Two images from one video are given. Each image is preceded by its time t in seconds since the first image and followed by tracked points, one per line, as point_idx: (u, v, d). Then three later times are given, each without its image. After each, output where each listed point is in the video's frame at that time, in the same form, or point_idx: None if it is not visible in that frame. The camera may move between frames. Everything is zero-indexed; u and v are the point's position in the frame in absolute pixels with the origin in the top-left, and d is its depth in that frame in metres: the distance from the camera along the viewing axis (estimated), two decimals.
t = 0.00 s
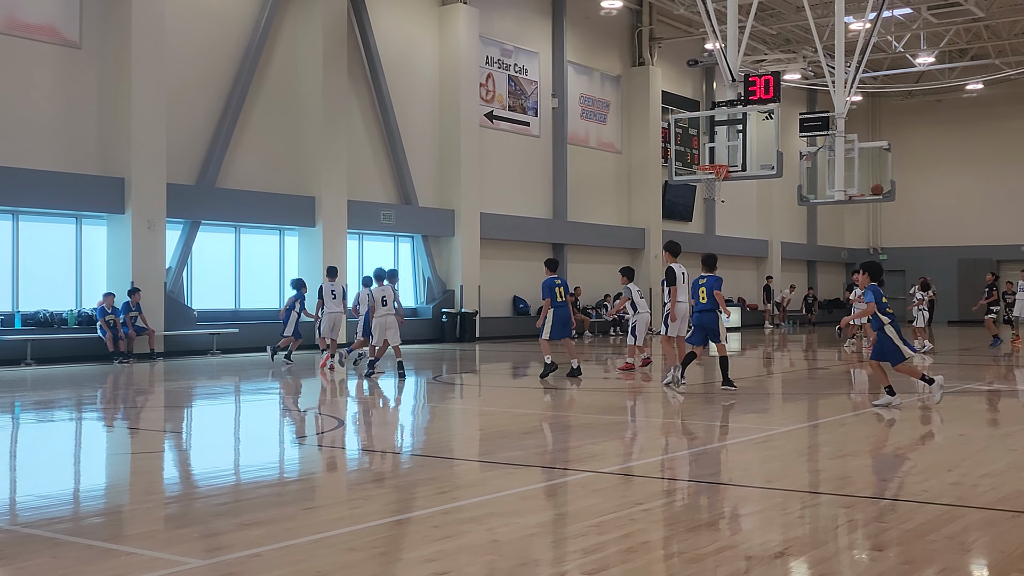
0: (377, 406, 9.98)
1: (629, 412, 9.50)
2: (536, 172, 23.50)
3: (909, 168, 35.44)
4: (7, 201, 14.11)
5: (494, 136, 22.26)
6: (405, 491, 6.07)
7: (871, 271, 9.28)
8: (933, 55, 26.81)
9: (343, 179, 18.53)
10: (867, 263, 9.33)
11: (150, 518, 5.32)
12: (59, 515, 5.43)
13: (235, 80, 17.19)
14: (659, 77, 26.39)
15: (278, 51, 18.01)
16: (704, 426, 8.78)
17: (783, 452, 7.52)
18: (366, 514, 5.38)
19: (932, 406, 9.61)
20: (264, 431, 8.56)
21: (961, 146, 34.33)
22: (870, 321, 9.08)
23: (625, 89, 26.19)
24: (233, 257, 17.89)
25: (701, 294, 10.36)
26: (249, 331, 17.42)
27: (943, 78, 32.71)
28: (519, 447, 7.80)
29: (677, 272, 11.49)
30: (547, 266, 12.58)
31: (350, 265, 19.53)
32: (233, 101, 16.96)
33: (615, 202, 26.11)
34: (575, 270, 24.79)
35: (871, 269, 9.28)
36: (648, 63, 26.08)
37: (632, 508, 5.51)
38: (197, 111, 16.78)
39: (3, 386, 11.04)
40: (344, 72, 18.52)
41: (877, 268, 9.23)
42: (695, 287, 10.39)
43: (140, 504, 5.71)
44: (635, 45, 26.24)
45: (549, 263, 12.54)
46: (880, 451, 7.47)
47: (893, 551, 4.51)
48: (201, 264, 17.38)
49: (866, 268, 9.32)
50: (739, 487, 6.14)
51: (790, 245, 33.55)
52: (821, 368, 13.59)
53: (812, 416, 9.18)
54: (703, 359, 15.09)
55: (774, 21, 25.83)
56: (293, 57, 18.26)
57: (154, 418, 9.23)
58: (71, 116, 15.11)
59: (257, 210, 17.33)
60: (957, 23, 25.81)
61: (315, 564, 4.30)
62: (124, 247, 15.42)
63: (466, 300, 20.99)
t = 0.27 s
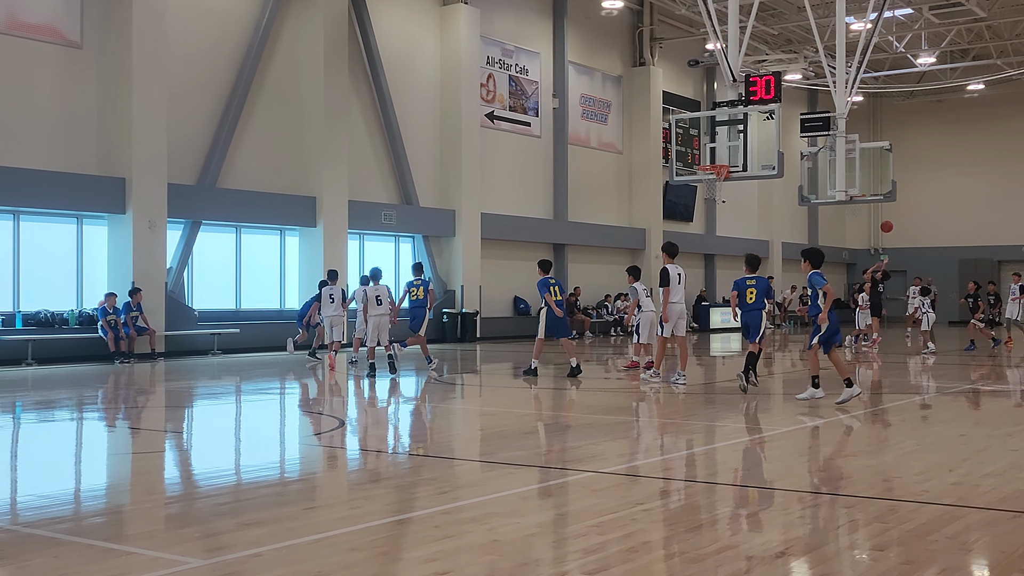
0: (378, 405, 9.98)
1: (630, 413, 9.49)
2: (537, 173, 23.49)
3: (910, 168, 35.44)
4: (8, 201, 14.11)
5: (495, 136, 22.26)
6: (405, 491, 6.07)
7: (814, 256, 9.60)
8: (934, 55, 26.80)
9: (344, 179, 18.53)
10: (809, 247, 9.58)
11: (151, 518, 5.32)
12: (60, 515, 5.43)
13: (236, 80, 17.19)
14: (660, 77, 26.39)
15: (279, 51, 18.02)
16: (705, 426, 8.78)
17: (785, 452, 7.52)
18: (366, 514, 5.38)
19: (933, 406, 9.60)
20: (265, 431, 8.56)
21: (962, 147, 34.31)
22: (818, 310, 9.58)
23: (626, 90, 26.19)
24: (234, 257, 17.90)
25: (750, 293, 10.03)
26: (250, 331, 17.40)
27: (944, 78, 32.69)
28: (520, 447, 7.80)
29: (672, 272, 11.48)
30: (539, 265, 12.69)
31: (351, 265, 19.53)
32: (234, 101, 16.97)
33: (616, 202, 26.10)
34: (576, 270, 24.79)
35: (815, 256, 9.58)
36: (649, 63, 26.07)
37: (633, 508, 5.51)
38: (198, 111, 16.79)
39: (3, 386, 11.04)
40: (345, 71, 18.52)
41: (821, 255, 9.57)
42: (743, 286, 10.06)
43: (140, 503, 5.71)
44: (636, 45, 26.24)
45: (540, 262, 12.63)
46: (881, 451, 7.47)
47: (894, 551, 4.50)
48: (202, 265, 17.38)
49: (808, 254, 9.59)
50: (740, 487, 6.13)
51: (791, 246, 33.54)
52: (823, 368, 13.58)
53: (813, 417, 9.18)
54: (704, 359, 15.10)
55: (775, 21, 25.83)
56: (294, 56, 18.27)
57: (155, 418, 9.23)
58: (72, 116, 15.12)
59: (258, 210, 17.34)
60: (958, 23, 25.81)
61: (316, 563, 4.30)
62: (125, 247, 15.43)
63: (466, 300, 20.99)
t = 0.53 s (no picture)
0: (378, 406, 9.98)
1: (629, 414, 9.49)
2: (537, 174, 23.50)
3: (910, 170, 35.45)
4: (7, 202, 14.10)
5: (495, 137, 22.26)
6: (405, 492, 6.07)
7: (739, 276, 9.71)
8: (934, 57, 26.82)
9: (344, 180, 18.53)
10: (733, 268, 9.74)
11: (151, 519, 5.32)
12: (60, 516, 5.42)
13: (236, 81, 17.20)
14: (660, 79, 26.40)
15: (278, 53, 18.02)
16: (705, 427, 8.78)
17: (784, 453, 7.51)
18: (366, 515, 5.38)
19: (934, 407, 9.60)
20: (265, 432, 8.56)
21: (962, 148, 34.31)
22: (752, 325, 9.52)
23: (626, 91, 26.20)
24: (234, 258, 17.90)
25: (784, 301, 10.82)
26: (251, 332, 17.39)
27: (944, 80, 32.70)
28: (520, 448, 7.80)
29: (659, 275, 11.48)
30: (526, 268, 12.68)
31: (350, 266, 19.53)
32: (235, 101, 16.97)
33: (616, 203, 26.09)
34: (576, 271, 24.79)
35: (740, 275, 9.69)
36: (649, 64, 26.08)
37: (632, 509, 5.51)
38: (198, 112, 16.79)
39: (3, 387, 11.06)
40: (345, 72, 18.53)
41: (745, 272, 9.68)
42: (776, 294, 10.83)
43: (140, 504, 5.71)
44: (636, 46, 26.24)
45: (528, 264, 12.63)
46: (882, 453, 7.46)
47: (894, 552, 4.50)
48: (202, 266, 17.39)
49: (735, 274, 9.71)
50: (740, 488, 6.14)
51: (791, 247, 33.54)
52: (823, 369, 13.57)
53: (813, 418, 9.18)
54: (704, 360, 15.10)
55: (775, 23, 25.85)
56: (294, 57, 18.27)
57: (154, 419, 9.23)
58: (71, 117, 15.12)
59: (257, 211, 17.34)
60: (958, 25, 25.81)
61: (315, 564, 4.30)
62: (125, 248, 15.42)
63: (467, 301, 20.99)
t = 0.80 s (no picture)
0: (379, 408, 9.98)
1: (630, 416, 9.50)
2: (538, 176, 23.51)
3: (911, 172, 35.45)
4: (9, 204, 14.11)
5: (496, 139, 22.26)
6: (407, 494, 6.07)
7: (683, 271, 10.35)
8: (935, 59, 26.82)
9: (345, 182, 18.54)
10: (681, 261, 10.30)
11: (153, 521, 5.33)
12: (62, 517, 5.43)
13: (238, 83, 17.21)
14: (661, 81, 26.40)
15: (280, 54, 18.03)
16: (706, 429, 8.78)
17: (785, 455, 7.51)
18: (367, 517, 5.38)
19: (935, 409, 9.60)
20: (266, 434, 8.56)
21: (963, 150, 34.31)
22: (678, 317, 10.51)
23: (627, 93, 26.21)
24: (235, 260, 17.91)
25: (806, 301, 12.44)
26: (251, 334, 17.38)
27: (945, 82, 32.71)
28: (521, 450, 7.80)
29: (649, 277, 11.43)
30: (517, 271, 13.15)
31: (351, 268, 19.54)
32: (236, 104, 16.98)
33: (617, 205, 26.09)
34: (577, 273, 24.79)
35: (684, 271, 10.32)
36: (651, 67, 26.09)
37: (633, 511, 5.51)
38: (199, 113, 16.80)
39: (5, 388, 11.06)
40: (346, 74, 18.54)
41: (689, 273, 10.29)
42: (799, 297, 12.42)
43: (142, 506, 5.72)
44: (637, 48, 26.24)
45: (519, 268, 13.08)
46: (883, 455, 7.46)
47: (895, 554, 4.50)
48: (203, 268, 17.41)
49: (679, 268, 10.33)
50: (741, 491, 6.13)
51: (792, 249, 33.53)
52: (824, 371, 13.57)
53: (814, 420, 9.17)
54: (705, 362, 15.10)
55: (776, 25, 25.86)
56: (296, 59, 18.28)
57: (156, 420, 9.24)
58: (73, 119, 15.13)
59: (259, 214, 17.35)
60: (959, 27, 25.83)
61: (316, 566, 4.30)
62: (126, 250, 15.43)
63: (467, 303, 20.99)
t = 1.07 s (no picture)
0: (381, 412, 9.97)
1: (631, 420, 9.49)
2: (540, 179, 23.52)
3: (912, 176, 35.45)
4: (10, 208, 14.12)
5: (497, 143, 22.28)
6: (408, 498, 6.07)
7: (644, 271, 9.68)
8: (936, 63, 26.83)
9: (346, 185, 18.54)
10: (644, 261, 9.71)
11: (153, 525, 5.32)
12: (62, 521, 5.42)
13: (239, 87, 17.23)
14: (662, 85, 26.42)
15: (281, 59, 18.05)
16: (707, 433, 8.77)
17: (786, 459, 7.51)
18: (367, 521, 5.38)
19: (936, 414, 9.60)
20: (267, 438, 8.56)
21: (964, 154, 34.31)
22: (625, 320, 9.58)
23: (628, 97, 26.23)
24: (236, 264, 17.93)
25: (823, 301, 12.28)
26: (252, 337, 17.37)
27: (946, 86, 32.72)
28: (522, 454, 7.80)
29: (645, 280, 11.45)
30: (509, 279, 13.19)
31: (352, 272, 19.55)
32: (237, 107, 16.99)
33: (618, 209, 26.09)
34: (578, 277, 24.78)
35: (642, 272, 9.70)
36: (652, 70, 26.12)
37: (634, 516, 5.51)
38: (201, 117, 16.81)
39: (6, 392, 11.06)
40: (348, 78, 18.57)
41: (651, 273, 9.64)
42: (816, 294, 12.28)
43: (142, 510, 5.71)
44: (638, 52, 26.25)
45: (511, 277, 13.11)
46: (883, 459, 7.45)
47: (896, 559, 4.50)
48: (204, 272, 17.42)
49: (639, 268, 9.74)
50: (741, 495, 6.13)
51: (793, 252, 33.52)
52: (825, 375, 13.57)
53: (815, 424, 9.16)
54: (706, 367, 15.09)
55: (777, 29, 25.87)
56: (297, 62, 18.31)
57: (156, 424, 9.24)
58: (74, 122, 15.14)
59: (260, 217, 17.35)
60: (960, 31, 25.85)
61: (317, 571, 4.30)
62: (127, 253, 15.44)
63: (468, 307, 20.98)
